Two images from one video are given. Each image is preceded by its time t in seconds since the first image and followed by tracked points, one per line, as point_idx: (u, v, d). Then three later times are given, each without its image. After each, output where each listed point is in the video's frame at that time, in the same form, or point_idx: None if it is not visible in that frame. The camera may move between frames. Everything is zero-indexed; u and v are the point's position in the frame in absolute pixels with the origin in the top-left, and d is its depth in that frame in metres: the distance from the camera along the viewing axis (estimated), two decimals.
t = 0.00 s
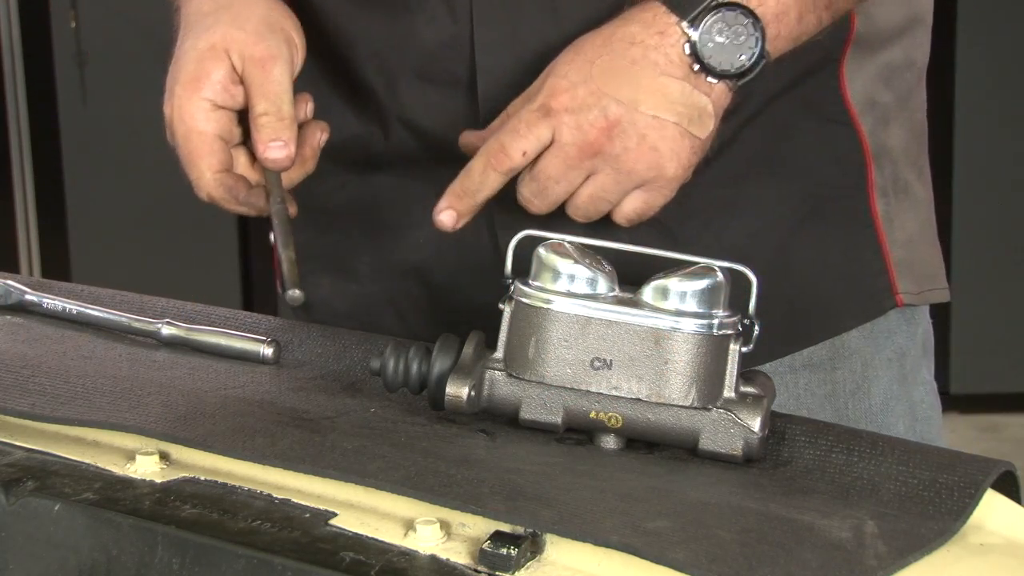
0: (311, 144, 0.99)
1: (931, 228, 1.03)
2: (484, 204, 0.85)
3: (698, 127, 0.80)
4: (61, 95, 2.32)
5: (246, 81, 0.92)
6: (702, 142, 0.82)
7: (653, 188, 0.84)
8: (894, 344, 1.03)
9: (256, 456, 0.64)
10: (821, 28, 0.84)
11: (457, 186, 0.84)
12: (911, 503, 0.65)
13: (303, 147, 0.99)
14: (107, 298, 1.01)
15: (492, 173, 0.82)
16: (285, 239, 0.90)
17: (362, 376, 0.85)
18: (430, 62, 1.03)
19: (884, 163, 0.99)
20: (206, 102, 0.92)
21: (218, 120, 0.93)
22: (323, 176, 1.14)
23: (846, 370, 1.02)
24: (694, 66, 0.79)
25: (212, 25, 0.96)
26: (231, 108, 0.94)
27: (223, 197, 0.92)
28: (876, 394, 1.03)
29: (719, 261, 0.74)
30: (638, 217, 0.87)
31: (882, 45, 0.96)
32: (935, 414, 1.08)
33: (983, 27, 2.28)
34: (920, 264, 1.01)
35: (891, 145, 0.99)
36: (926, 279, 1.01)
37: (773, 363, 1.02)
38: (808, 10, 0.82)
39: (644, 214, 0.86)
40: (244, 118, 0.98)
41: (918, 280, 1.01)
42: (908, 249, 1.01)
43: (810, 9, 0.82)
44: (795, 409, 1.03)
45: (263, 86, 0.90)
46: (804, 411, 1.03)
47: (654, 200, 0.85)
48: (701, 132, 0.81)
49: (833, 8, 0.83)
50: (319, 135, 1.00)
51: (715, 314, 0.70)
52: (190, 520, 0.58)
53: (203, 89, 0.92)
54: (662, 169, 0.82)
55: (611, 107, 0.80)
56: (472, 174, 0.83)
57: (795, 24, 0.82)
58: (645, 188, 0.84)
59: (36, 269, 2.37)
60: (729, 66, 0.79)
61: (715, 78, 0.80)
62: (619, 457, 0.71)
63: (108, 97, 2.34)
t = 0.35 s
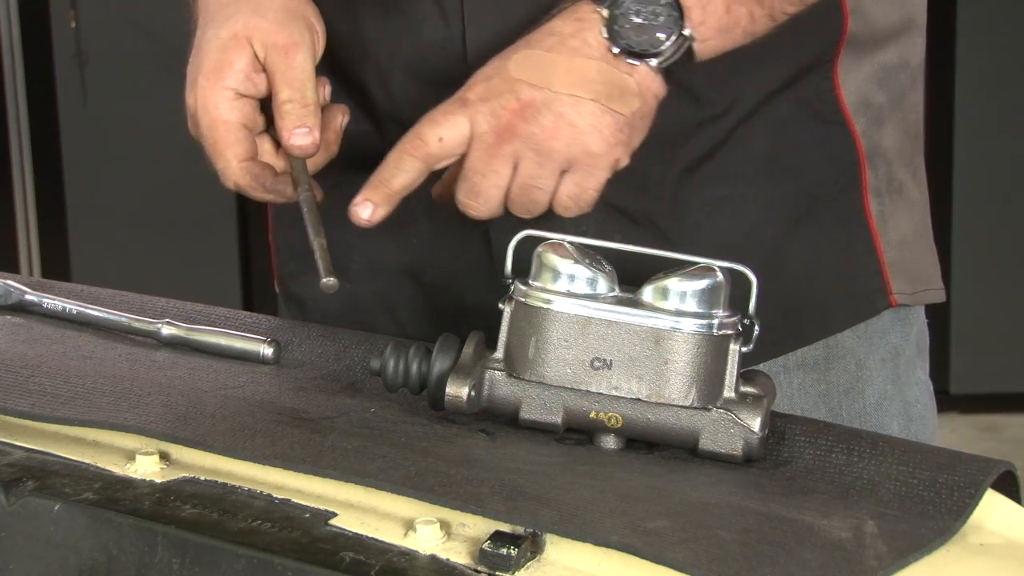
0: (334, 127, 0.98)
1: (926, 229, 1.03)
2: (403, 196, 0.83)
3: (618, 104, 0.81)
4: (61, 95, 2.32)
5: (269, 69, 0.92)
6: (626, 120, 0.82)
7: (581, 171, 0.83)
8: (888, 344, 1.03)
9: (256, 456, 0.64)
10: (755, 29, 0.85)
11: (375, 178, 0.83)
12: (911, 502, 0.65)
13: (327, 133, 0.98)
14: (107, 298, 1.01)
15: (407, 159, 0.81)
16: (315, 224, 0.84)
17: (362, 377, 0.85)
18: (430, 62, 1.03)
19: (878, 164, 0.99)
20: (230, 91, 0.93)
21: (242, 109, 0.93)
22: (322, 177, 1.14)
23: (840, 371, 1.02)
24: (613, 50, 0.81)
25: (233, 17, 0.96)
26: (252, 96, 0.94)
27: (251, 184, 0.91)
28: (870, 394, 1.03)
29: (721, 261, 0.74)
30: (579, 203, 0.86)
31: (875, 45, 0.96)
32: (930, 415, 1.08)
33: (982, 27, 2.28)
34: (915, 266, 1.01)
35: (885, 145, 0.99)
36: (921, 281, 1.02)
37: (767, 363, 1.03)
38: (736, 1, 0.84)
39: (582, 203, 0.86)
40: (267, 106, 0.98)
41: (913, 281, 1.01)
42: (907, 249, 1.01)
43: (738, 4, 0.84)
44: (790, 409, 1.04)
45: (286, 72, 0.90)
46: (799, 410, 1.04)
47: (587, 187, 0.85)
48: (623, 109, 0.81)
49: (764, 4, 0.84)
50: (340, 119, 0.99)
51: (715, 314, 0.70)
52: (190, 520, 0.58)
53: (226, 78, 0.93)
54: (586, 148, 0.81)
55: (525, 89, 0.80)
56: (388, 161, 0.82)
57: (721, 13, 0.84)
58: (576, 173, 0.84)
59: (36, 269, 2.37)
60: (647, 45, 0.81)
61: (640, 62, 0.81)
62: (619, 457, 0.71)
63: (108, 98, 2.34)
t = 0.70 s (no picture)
0: (332, 109, 0.98)
1: (925, 229, 1.02)
2: (381, 225, 0.80)
3: (583, 103, 0.79)
4: (60, 95, 2.33)
5: (268, 49, 0.92)
6: (594, 119, 0.80)
7: (557, 177, 0.80)
8: (884, 345, 1.03)
9: (256, 456, 0.64)
10: (723, 37, 0.85)
11: (352, 211, 0.80)
12: (911, 503, 0.65)
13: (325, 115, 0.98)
14: (107, 298, 1.01)
15: (382, 185, 0.79)
16: (314, 205, 0.84)
17: (362, 376, 0.85)
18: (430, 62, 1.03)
19: (876, 165, 0.99)
20: (227, 72, 0.93)
21: (239, 91, 0.93)
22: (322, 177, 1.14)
23: (836, 371, 1.02)
24: (575, 55, 0.80)
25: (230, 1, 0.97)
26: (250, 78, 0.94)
27: (248, 165, 0.91)
28: (866, 394, 1.03)
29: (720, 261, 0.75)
30: (560, 210, 0.82)
31: (873, 45, 0.96)
32: (927, 414, 1.08)
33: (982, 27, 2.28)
34: (914, 267, 1.01)
35: (883, 146, 0.99)
36: (919, 282, 1.01)
37: (763, 364, 1.03)
38: (700, 5, 0.83)
39: (563, 209, 0.82)
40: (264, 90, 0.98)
41: (910, 282, 1.01)
42: (907, 249, 1.01)
43: (704, 7, 0.83)
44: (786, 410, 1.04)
45: (284, 53, 0.91)
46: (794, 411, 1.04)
47: (566, 191, 0.81)
48: (589, 108, 0.80)
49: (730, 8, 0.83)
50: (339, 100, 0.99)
51: (715, 314, 0.70)
52: (190, 520, 0.58)
53: (224, 59, 0.93)
54: (558, 149, 0.79)
55: (489, 100, 0.79)
56: (362, 189, 0.79)
57: (683, 16, 0.83)
58: (552, 179, 0.80)
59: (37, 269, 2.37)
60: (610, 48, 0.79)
61: (602, 65, 0.80)
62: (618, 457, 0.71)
63: (108, 98, 2.34)
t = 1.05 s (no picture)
0: (340, 111, 0.98)
1: (924, 229, 1.03)
2: (386, 233, 0.82)
3: (585, 107, 0.79)
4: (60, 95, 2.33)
5: (275, 54, 0.92)
6: (597, 123, 0.80)
7: (560, 180, 0.80)
8: (886, 345, 1.03)
9: (256, 456, 0.64)
10: (723, 37, 0.85)
11: (358, 219, 0.81)
12: (911, 502, 0.65)
13: (333, 117, 0.98)
14: (107, 298, 1.01)
15: (386, 196, 0.80)
16: (322, 212, 0.84)
17: (363, 376, 0.85)
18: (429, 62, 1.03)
19: (875, 165, 0.99)
20: (235, 78, 0.92)
21: (247, 96, 0.93)
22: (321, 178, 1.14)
23: (836, 371, 1.02)
24: (575, 57, 0.80)
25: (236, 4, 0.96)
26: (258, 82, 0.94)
27: (257, 170, 0.92)
28: (867, 394, 1.03)
29: (720, 261, 0.75)
30: (563, 212, 0.83)
31: (873, 45, 0.96)
32: (928, 414, 1.08)
33: (982, 27, 2.28)
34: (913, 267, 1.01)
35: (883, 146, 0.99)
36: (919, 282, 1.02)
37: (764, 364, 1.03)
38: (700, 5, 0.83)
39: (566, 211, 0.82)
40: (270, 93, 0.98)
41: (911, 282, 1.01)
42: (907, 249, 1.01)
43: (705, 8, 0.83)
44: (786, 409, 1.04)
45: (293, 59, 0.91)
46: (795, 410, 1.04)
47: (568, 193, 0.81)
48: (591, 112, 0.79)
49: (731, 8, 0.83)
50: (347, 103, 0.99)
51: (715, 314, 0.70)
52: (190, 520, 0.58)
53: (232, 64, 0.92)
54: (560, 154, 0.79)
55: (491, 105, 0.78)
56: (368, 200, 0.80)
57: (684, 16, 0.83)
58: (555, 183, 0.81)
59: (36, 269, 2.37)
60: (610, 50, 0.79)
61: (603, 66, 0.80)
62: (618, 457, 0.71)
63: (108, 98, 2.34)
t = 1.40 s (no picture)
0: (336, 110, 0.99)
1: (923, 229, 1.03)
2: (383, 232, 0.82)
3: (581, 104, 0.79)
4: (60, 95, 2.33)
5: (272, 51, 0.92)
6: (593, 120, 0.80)
7: (557, 178, 0.80)
8: (885, 345, 1.03)
9: (256, 456, 0.64)
10: (719, 36, 0.84)
11: (355, 219, 0.81)
12: (911, 502, 0.65)
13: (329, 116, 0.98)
14: (107, 298, 1.01)
15: (383, 194, 0.80)
16: (320, 212, 0.84)
17: (362, 376, 0.85)
18: (428, 62, 1.03)
19: (874, 165, 0.99)
20: (232, 75, 0.93)
21: (243, 93, 0.93)
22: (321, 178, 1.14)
23: (836, 371, 1.02)
24: (571, 54, 0.80)
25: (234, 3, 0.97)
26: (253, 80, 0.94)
27: (256, 168, 0.91)
28: (866, 394, 1.03)
29: (720, 261, 0.75)
30: (561, 208, 0.83)
31: (872, 46, 0.96)
32: (927, 415, 1.08)
33: (982, 28, 2.28)
34: (913, 267, 1.01)
35: (881, 146, 0.99)
36: (919, 282, 1.01)
37: (764, 364, 1.03)
38: (696, 4, 0.83)
39: (564, 207, 0.83)
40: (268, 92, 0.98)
41: (910, 283, 1.01)
42: (907, 249, 1.01)
43: (700, 7, 0.83)
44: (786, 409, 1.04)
45: (289, 56, 0.91)
46: (795, 411, 1.04)
47: (565, 191, 0.81)
48: (588, 109, 0.79)
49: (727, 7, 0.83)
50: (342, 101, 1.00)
51: (715, 314, 0.70)
52: (190, 520, 0.58)
53: (229, 62, 0.93)
54: (556, 152, 0.79)
55: (486, 103, 0.78)
56: (364, 199, 0.80)
57: (680, 15, 0.83)
58: (552, 180, 0.80)
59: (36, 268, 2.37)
60: (606, 47, 0.79)
61: (598, 64, 0.80)
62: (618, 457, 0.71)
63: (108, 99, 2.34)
